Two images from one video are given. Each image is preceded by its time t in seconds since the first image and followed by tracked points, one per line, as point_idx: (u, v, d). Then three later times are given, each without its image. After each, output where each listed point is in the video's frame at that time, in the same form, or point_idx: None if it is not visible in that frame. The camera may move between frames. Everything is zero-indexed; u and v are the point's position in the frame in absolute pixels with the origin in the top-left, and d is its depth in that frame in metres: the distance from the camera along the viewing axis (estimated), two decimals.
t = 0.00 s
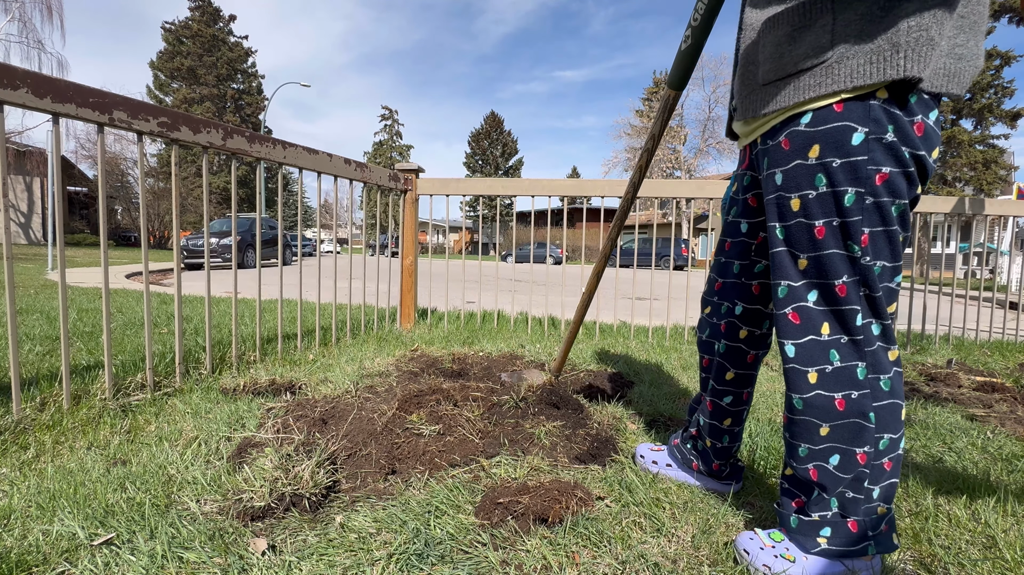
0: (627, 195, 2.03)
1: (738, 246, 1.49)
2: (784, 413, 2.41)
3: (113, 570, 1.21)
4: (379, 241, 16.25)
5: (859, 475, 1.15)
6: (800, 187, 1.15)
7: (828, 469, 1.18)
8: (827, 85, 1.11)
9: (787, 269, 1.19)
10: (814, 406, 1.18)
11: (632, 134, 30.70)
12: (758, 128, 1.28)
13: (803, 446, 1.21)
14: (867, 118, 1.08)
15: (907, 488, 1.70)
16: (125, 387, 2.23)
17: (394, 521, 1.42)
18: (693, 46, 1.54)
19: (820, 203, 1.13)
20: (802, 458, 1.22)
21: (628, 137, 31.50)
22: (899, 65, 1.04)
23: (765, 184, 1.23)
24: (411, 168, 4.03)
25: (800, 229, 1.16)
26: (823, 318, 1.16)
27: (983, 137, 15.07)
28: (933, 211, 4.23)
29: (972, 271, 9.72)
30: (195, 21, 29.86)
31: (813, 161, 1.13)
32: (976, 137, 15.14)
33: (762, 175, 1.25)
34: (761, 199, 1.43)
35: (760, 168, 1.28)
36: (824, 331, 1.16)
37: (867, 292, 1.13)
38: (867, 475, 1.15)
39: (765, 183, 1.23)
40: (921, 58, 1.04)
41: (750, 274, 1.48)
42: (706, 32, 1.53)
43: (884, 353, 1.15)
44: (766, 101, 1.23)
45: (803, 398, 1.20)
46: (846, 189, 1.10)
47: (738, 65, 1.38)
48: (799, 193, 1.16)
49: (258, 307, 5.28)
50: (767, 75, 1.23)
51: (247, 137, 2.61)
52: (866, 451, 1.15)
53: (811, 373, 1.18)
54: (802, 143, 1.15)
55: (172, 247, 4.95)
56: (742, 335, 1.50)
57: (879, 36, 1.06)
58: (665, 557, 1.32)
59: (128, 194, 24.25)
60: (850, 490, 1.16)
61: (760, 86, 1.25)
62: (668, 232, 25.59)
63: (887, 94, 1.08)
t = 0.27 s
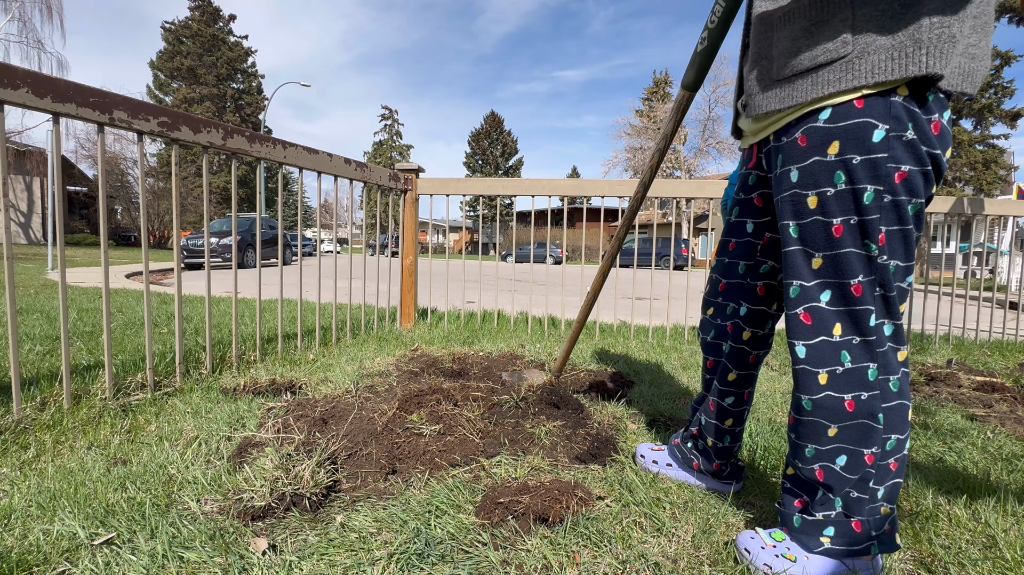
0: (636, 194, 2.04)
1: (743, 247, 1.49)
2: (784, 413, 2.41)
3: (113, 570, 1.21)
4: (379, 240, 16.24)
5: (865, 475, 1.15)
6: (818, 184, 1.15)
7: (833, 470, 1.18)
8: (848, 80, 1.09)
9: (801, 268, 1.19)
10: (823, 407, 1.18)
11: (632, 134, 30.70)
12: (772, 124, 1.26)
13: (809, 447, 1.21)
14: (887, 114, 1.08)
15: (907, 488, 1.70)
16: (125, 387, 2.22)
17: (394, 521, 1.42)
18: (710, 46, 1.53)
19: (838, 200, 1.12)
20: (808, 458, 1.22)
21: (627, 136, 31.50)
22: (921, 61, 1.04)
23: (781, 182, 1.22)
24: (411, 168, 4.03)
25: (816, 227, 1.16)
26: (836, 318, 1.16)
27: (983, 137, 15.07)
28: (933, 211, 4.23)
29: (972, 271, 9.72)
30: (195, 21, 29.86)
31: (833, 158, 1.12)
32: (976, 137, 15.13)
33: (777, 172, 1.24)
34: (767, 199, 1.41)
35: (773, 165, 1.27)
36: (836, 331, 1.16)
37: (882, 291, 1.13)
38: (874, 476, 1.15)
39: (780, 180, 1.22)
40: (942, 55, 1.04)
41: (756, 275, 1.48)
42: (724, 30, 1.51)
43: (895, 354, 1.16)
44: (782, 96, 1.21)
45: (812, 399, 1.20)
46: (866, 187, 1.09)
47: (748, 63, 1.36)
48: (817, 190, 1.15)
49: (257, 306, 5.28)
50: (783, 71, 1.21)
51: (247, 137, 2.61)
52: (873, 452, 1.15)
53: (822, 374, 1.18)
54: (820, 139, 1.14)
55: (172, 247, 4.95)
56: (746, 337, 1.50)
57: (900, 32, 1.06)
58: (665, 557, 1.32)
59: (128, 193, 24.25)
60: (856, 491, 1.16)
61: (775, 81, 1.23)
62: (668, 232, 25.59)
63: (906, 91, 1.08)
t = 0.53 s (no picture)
0: (642, 195, 2.04)
1: (747, 247, 1.48)
2: (785, 413, 2.40)
3: (113, 570, 1.21)
4: (379, 240, 16.24)
5: (867, 477, 1.15)
6: (825, 183, 1.14)
7: (836, 471, 1.17)
8: (859, 81, 1.09)
9: (806, 269, 1.19)
10: (826, 409, 1.18)
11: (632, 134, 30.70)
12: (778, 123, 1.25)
13: (811, 449, 1.21)
14: (897, 114, 1.08)
15: (907, 488, 1.70)
16: (125, 387, 2.22)
17: (394, 521, 1.41)
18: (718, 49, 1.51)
19: (846, 200, 1.12)
20: (810, 459, 1.22)
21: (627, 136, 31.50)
22: (932, 65, 1.04)
23: (787, 181, 1.22)
24: (411, 168, 4.04)
25: (822, 228, 1.16)
26: (841, 320, 1.16)
27: (983, 137, 15.06)
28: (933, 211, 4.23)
29: (972, 271, 9.73)
30: (195, 21, 29.87)
31: (841, 157, 1.12)
32: (976, 137, 15.14)
33: (784, 171, 1.23)
34: (772, 199, 1.40)
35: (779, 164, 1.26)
36: (841, 333, 1.16)
37: (888, 293, 1.12)
38: (876, 477, 1.15)
39: (787, 180, 1.22)
40: (950, 59, 1.05)
41: (760, 275, 1.47)
42: (734, 33, 1.49)
43: (898, 356, 1.16)
44: (790, 95, 1.19)
45: (816, 401, 1.19)
46: (874, 187, 1.09)
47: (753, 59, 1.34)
48: (824, 190, 1.14)
49: (257, 306, 5.28)
50: (790, 69, 1.19)
51: (247, 137, 2.61)
52: (876, 453, 1.14)
53: (826, 375, 1.18)
54: (829, 139, 1.13)
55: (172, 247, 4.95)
56: (750, 337, 1.50)
57: (911, 34, 1.06)
58: (665, 557, 1.32)
59: (128, 193, 24.25)
60: (858, 492, 1.16)
61: (782, 79, 1.22)
62: (668, 232, 25.59)
63: (916, 91, 1.08)
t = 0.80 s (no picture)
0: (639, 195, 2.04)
1: (743, 247, 1.49)
2: (784, 413, 2.40)
3: (113, 570, 1.21)
4: (379, 240, 16.25)
5: (868, 476, 1.15)
6: (826, 184, 1.14)
7: (836, 471, 1.17)
8: (861, 84, 1.09)
9: (807, 269, 1.19)
10: (827, 409, 1.18)
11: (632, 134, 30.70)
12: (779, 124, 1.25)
13: (811, 448, 1.21)
14: (897, 115, 1.08)
15: (906, 488, 1.70)
16: (125, 387, 2.22)
17: (394, 521, 1.42)
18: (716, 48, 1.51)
19: (847, 200, 1.12)
20: (810, 459, 1.22)
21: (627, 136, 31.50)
22: (933, 69, 1.04)
23: (787, 181, 1.22)
24: (411, 168, 4.04)
25: (823, 228, 1.16)
26: (841, 320, 1.16)
27: (983, 137, 15.06)
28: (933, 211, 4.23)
29: (972, 271, 9.74)
30: (195, 21, 29.86)
31: (842, 158, 1.12)
32: (977, 137, 15.14)
33: (783, 171, 1.24)
34: (770, 199, 1.41)
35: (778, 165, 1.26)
36: (841, 333, 1.16)
37: (889, 293, 1.13)
38: (876, 476, 1.15)
39: (787, 180, 1.22)
40: (950, 64, 1.05)
41: (757, 275, 1.47)
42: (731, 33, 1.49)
43: (898, 355, 1.16)
44: (791, 97, 1.19)
45: (816, 401, 1.19)
46: (875, 187, 1.09)
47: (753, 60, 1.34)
48: (825, 190, 1.15)
49: (257, 306, 5.28)
50: (791, 72, 1.19)
51: (247, 137, 2.61)
52: (877, 453, 1.14)
53: (826, 375, 1.18)
54: (829, 139, 1.14)
55: (171, 246, 4.95)
56: (748, 337, 1.50)
57: (912, 39, 1.06)
58: (665, 557, 1.32)
59: (128, 193, 24.25)
60: (857, 492, 1.16)
61: (783, 81, 1.22)
62: (668, 232, 25.59)
63: (917, 91, 1.08)
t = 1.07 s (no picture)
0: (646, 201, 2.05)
1: (739, 246, 1.49)
2: (784, 414, 2.40)
3: (112, 570, 1.21)
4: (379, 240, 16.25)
5: (870, 477, 1.15)
6: (832, 183, 1.14)
7: (839, 472, 1.17)
8: (871, 81, 1.08)
9: (811, 269, 1.19)
10: (831, 410, 1.17)
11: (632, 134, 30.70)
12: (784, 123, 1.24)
13: (814, 449, 1.21)
14: (903, 114, 1.07)
15: (907, 489, 1.70)
16: (125, 387, 2.22)
17: (394, 521, 1.41)
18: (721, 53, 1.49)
19: (852, 200, 1.12)
20: (813, 460, 1.21)
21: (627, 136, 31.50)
22: (939, 68, 1.05)
23: (790, 181, 1.22)
24: (411, 168, 4.04)
25: (828, 228, 1.15)
26: (845, 321, 1.16)
27: (984, 137, 15.05)
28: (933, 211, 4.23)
29: (972, 270, 9.74)
30: (195, 21, 29.87)
31: (848, 157, 1.12)
32: (977, 137, 15.13)
33: (786, 171, 1.23)
34: (767, 198, 1.42)
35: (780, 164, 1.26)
36: (845, 334, 1.16)
37: (892, 293, 1.13)
38: (878, 477, 1.15)
39: (790, 180, 1.22)
40: (955, 64, 1.06)
41: (754, 275, 1.47)
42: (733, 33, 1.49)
43: (901, 356, 1.16)
44: (799, 94, 1.18)
45: (820, 402, 1.19)
46: (881, 187, 1.09)
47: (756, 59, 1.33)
48: (830, 190, 1.14)
49: (257, 306, 5.28)
50: (799, 69, 1.18)
51: (247, 137, 2.61)
52: (879, 454, 1.14)
53: (830, 376, 1.17)
54: (835, 138, 1.13)
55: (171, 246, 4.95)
56: (746, 338, 1.51)
57: (922, 35, 1.06)
58: (665, 558, 1.32)
59: (128, 193, 24.24)
60: (860, 492, 1.16)
61: (790, 79, 1.20)
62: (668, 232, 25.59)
63: (922, 91, 1.08)
